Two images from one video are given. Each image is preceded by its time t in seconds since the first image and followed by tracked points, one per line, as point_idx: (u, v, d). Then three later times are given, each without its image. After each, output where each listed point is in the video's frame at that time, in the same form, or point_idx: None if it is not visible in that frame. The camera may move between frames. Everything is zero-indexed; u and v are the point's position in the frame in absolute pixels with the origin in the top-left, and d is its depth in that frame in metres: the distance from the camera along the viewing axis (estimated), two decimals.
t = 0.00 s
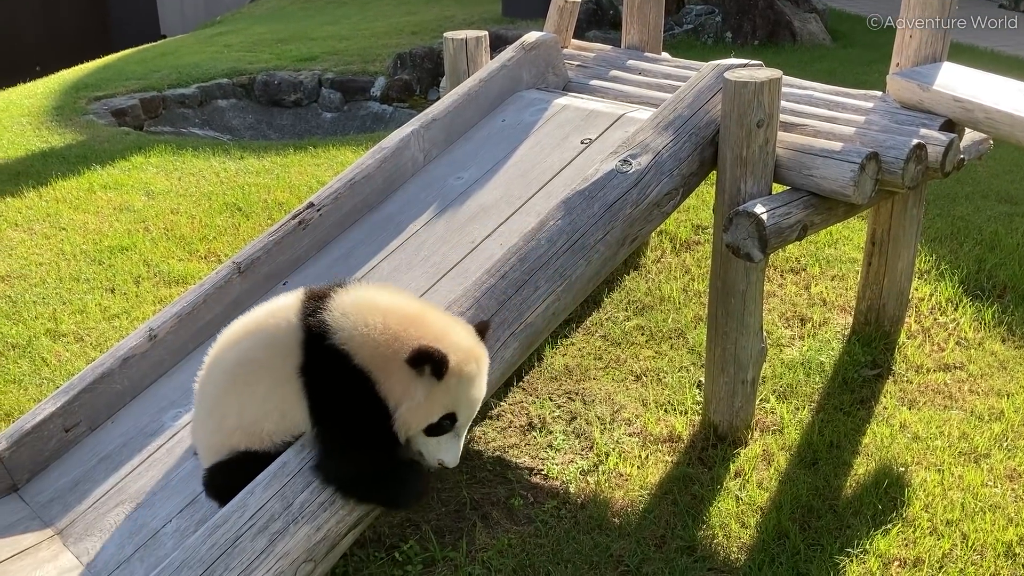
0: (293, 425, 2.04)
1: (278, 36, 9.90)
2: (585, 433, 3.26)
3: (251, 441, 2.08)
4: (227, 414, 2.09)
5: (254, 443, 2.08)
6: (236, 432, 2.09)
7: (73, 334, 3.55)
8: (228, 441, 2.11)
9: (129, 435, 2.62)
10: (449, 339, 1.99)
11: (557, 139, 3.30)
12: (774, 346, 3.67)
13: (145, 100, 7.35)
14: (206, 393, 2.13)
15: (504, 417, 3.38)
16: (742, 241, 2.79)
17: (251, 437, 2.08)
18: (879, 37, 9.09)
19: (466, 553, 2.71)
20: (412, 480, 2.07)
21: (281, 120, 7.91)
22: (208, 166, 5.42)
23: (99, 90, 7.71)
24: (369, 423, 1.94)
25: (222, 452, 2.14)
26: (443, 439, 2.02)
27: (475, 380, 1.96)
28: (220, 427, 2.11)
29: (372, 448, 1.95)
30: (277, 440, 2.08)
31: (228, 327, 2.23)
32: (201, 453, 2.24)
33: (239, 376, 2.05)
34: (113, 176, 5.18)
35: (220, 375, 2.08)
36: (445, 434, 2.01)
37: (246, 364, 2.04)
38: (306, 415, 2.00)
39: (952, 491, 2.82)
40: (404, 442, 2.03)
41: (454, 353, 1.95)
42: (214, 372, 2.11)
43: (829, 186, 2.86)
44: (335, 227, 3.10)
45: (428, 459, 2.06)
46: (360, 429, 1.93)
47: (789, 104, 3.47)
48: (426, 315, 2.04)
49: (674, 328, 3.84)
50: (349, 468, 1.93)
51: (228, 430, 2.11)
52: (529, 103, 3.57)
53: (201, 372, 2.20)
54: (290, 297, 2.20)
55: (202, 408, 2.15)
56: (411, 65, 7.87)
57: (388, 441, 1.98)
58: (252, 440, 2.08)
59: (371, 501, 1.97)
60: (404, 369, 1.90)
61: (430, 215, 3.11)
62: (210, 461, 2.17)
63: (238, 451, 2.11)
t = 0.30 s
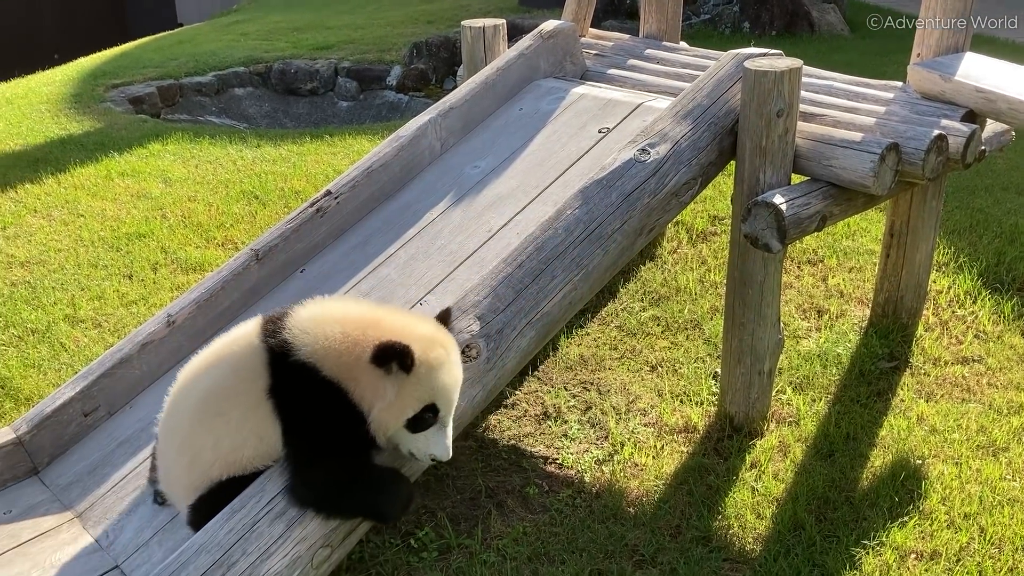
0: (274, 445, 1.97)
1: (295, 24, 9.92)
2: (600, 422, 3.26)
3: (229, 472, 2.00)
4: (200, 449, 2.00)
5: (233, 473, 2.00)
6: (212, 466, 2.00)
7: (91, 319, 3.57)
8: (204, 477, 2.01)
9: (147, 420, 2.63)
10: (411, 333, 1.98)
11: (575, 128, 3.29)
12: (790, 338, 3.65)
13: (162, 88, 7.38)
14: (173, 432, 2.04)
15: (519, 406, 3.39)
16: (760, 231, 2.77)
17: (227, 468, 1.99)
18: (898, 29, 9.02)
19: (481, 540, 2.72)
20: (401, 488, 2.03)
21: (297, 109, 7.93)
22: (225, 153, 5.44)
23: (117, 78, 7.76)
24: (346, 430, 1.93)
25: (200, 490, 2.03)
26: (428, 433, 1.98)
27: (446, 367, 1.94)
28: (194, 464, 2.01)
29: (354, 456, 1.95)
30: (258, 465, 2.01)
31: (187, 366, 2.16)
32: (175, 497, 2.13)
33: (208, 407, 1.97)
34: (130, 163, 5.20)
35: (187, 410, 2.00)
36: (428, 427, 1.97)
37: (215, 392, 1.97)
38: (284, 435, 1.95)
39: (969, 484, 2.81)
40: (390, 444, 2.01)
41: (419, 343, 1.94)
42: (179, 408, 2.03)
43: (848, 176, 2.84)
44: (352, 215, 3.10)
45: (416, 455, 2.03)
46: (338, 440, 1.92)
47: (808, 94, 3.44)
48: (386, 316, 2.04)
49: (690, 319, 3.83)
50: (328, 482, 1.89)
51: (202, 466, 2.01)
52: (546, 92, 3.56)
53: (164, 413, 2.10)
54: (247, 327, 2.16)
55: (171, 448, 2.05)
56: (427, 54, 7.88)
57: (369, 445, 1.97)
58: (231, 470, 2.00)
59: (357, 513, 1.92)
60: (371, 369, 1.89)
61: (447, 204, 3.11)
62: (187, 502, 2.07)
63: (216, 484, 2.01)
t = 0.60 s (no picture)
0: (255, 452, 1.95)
1: (312, 13, 9.94)
2: (617, 412, 3.26)
3: (211, 485, 1.97)
4: (178, 467, 1.96)
5: (216, 486, 1.98)
6: (193, 482, 1.97)
7: (110, 305, 3.60)
8: (186, 495, 1.98)
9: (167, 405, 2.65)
10: (377, 333, 1.93)
11: (594, 116, 3.29)
12: (809, 328, 3.64)
13: (181, 76, 7.41)
14: (150, 452, 2.01)
15: (536, 394, 3.39)
16: (780, 221, 2.76)
17: (209, 480, 1.96)
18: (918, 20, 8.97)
19: (498, 527, 2.72)
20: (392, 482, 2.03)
21: (314, 97, 7.92)
22: (243, 141, 5.45)
23: (136, 66, 7.81)
24: (312, 433, 1.88)
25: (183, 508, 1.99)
26: (393, 436, 1.93)
27: (411, 370, 1.88)
28: (173, 483, 1.98)
29: (339, 462, 1.90)
30: (241, 475, 1.99)
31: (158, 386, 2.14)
32: (158, 520, 2.09)
33: (183, 421, 1.95)
34: (149, 150, 5.24)
35: (162, 428, 1.97)
36: (393, 431, 1.92)
37: (189, 406, 1.95)
38: (262, 442, 1.94)
39: (989, 477, 2.79)
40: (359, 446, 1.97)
41: (383, 345, 1.89)
42: (154, 427, 2.00)
43: (870, 166, 2.82)
44: (370, 202, 3.11)
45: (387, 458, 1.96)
46: (310, 447, 1.89)
47: (830, 83, 3.41)
48: (352, 317, 1.99)
49: (708, 310, 3.81)
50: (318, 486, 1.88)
51: (183, 482, 1.97)
52: (565, 80, 3.55)
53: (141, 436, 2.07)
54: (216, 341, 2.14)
55: (150, 468, 2.02)
56: (444, 43, 7.92)
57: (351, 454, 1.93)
58: (213, 483, 1.97)
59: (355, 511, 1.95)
60: (333, 372, 1.84)
61: (465, 191, 3.11)
62: (170, 523, 2.03)
63: (199, 499, 1.98)
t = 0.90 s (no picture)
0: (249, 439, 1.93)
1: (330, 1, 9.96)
2: (633, 400, 3.25)
3: (207, 481, 1.95)
4: (171, 467, 1.93)
5: (211, 482, 1.95)
6: (187, 481, 1.94)
7: (130, 290, 3.63)
8: (182, 495, 1.95)
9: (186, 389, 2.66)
10: (351, 306, 1.94)
11: (613, 104, 3.28)
12: (827, 319, 3.63)
13: (199, 64, 7.44)
14: (142, 456, 1.99)
15: (552, 382, 3.40)
16: (800, 210, 2.75)
17: (203, 476, 1.94)
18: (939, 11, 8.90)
19: (514, 513, 2.73)
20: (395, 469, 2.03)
21: (332, 86, 7.90)
22: (261, 129, 5.48)
23: (155, 54, 7.86)
24: (302, 412, 1.89)
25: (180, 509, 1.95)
26: (382, 406, 1.94)
27: (391, 337, 1.89)
28: (167, 485, 1.95)
29: (335, 445, 1.92)
30: (235, 469, 1.96)
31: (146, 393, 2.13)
32: (156, 527, 2.05)
33: (172, 419, 1.93)
34: (168, 137, 5.27)
35: (153, 428, 1.95)
36: (382, 401, 1.93)
37: (178, 402, 1.94)
38: (253, 430, 1.93)
39: (1009, 468, 2.78)
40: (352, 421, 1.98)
41: (360, 316, 1.90)
42: (144, 431, 1.98)
43: (891, 155, 2.80)
44: (389, 189, 3.11)
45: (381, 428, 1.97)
46: (301, 427, 1.89)
47: (850, 72, 3.39)
48: (327, 295, 2.00)
49: (726, 299, 3.80)
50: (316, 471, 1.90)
51: (176, 481, 1.94)
52: (584, 67, 3.54)
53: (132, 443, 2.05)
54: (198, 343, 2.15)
55: (144, 472, 1.99)
56: (462, 32, 7.91)
57: (345, 430, 1.94)
58: (208, 480, 1.95)
59: (356, 498, 1.96)
60: (313, 347, 1.85)
61: (483, 178, 3.11)
62: (169, 526, 1.99)
63: (195, 498, 1.95)
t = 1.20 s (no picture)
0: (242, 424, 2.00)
1: None
2: (649, 391, 3.26)
3: (204, 473, 2.00)
4: (168, 461, 1.99)
5: (208, 474, 2.00)
6: (184, 473, 1.99)
7: (148, 279, 3.66)
8: (184, 490, 2.00)
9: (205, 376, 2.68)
10: (337, 291, 2.00)
11: (631, 94, 3.28)
12: (844, 311, 3.62)
13: (216, 54, 7.45)
14: (144, 455, 2.06)
15: (568, 372, 3.41)
16: (818, 200, 2.73)
17: (200, 468, 1.99)
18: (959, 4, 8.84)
19: (530, 502, 2.74)
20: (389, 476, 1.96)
21: (348, 77, 7.90)
22: (278, 119, 5.50)
23: (172, 43, 7.90)
24: (299, 400, 1.95)
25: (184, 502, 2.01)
26: (380, 384, 2.01)
27: (381, 317, 1.97)
28: (168, 480, 2.01)
29: (328, 435, 1.94)
30: (230, 457, 2.01)
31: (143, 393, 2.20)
32: (163, 522, 2.10)
33: (165, 414, 2.00)
34: (185, 127, 5.30)
35: (149, 425, 2.02)
36: (380, 379, 2.01)
37: (169, 398, 2.01)
38: (246, 420, 2.00)
39: None
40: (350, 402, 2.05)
41: (347, 300, 1.97)
42: (141, 429, 2.05)
43: (911, 146, 2.78)
44: (406, 178, 3.12)
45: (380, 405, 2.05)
46: (296, 415, 1.95)
47: (870, 63, 3.37)
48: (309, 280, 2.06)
49: (743, 291, 3.80)
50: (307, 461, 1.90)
51: (176, 475, 2.00)
52: (602, 57, 3.54)
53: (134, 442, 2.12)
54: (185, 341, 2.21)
55: (147, 469, 2.06)
56: (479, 22, 7.93)
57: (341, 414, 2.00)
58: (205, 471, 2.00)
59: (342, 496, 1.89)
60: (306, 336, 1.91)
61: (500, 168, 3.12)
62: (177, 520, 2.05)
63: (196, 489, 2.00)
